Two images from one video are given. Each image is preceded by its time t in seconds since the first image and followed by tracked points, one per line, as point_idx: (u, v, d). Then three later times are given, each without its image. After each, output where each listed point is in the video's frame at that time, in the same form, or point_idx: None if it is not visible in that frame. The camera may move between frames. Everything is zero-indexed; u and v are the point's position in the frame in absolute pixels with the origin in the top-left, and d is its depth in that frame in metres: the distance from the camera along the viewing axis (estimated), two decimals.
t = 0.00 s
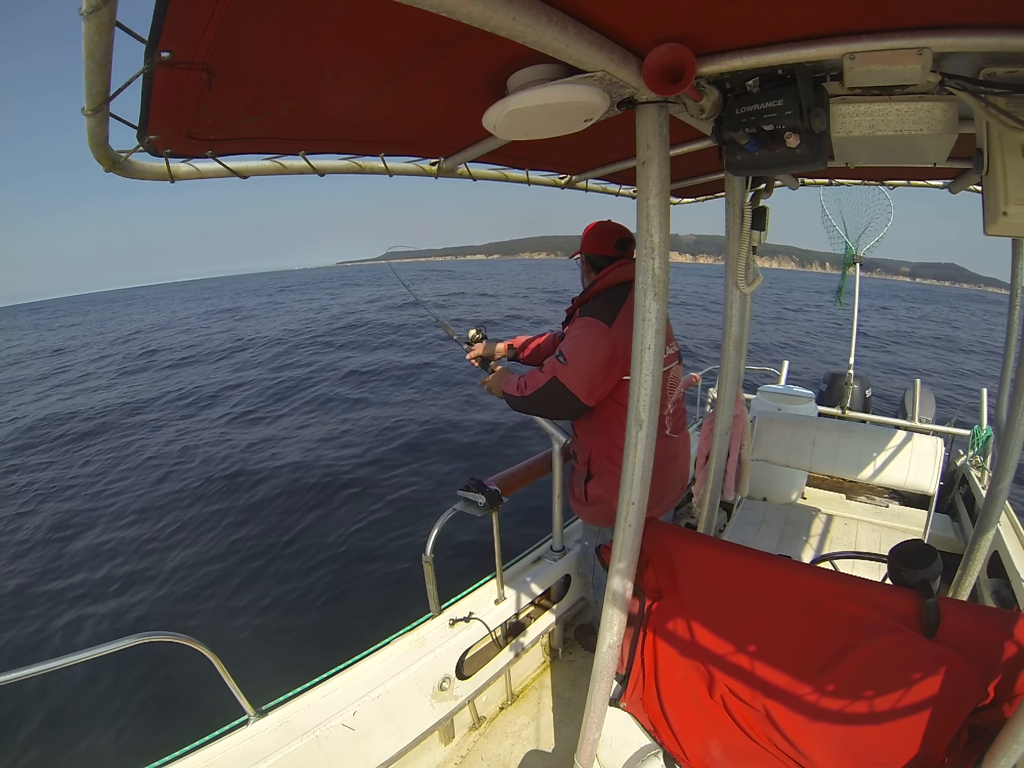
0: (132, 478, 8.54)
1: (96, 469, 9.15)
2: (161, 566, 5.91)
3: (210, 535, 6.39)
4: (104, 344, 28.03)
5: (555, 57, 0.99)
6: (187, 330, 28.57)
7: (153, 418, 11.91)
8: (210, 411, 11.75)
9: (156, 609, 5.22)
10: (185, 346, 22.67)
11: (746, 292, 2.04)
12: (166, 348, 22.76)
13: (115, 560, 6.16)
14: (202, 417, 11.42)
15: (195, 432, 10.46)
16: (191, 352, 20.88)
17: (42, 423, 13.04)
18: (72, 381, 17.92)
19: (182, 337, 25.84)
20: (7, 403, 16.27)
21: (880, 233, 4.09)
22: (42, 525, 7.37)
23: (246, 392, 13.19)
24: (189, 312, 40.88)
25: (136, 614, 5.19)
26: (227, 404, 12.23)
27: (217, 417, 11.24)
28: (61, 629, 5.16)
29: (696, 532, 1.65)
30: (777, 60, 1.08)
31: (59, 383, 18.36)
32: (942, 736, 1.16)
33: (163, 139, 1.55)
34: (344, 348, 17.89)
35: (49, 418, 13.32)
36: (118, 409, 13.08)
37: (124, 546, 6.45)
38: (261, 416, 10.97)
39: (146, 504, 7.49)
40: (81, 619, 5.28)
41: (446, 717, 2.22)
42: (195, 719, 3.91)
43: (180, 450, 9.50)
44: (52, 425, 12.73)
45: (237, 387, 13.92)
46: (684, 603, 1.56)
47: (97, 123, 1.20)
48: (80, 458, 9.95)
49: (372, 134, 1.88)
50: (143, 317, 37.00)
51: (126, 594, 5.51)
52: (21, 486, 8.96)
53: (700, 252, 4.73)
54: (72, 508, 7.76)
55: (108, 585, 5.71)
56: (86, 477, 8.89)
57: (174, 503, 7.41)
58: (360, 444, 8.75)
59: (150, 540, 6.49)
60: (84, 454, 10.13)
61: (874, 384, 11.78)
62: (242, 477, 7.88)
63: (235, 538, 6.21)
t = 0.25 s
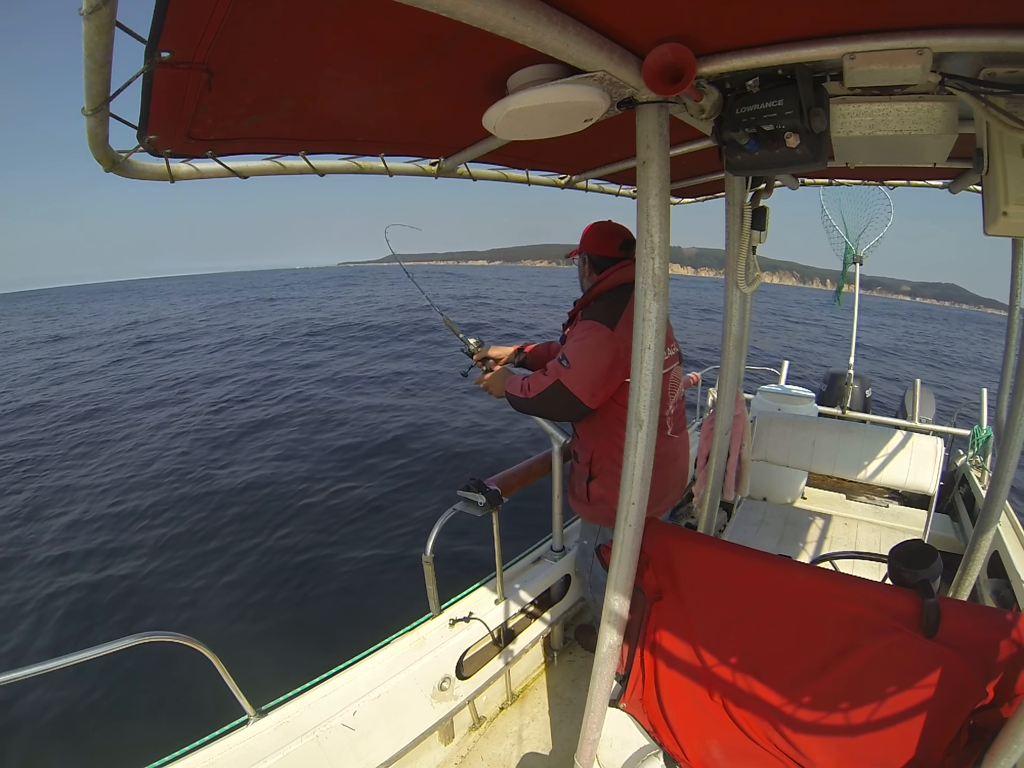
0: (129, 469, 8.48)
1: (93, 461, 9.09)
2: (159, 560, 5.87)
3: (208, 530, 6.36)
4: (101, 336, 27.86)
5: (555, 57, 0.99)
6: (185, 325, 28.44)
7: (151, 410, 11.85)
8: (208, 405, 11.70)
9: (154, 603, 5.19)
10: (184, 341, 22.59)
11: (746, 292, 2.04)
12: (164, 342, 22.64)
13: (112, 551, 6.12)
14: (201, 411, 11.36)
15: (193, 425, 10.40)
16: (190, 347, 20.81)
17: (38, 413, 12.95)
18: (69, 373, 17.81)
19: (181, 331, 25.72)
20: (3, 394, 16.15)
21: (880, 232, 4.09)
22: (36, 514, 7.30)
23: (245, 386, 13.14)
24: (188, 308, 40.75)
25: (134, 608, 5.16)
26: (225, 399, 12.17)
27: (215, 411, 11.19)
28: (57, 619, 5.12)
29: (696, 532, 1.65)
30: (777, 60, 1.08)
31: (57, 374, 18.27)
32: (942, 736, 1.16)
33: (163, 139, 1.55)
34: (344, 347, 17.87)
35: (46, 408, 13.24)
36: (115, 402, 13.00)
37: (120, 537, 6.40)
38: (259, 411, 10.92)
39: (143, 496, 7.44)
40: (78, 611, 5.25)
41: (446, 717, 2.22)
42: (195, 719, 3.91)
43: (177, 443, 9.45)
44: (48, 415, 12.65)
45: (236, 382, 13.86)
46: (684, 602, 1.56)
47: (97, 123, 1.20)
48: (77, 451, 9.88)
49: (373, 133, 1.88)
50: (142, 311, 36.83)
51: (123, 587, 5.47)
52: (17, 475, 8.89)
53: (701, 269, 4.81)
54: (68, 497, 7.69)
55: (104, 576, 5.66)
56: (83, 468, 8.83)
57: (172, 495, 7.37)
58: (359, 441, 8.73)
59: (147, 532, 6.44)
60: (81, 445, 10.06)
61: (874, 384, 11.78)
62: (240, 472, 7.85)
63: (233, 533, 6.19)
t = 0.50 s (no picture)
0: (129, 468, 8.47)
1: (92, 458, 9.08)
2: (160, 561, 5.88)
3: (209, 531, 6.37)
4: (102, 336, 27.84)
5: (556, 57, 0.99)
6: (186, 325, 28.43)
7: (151, 408, 11.84)
8: (209, 403, 11.69)
9: (154, 604, 5.19)
10: (184, 341, 22.59)
11: (745, 292, 2.04)
12: (165, 342, 22.64)
13: (113, 550, 6.13)
14: (201, 409, 11.36)
15: (193, 424, 10.40)
16: (190, 347, 20.81)
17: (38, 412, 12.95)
18: (69, 372, 17.80)
19: (182, 331, 25.71)
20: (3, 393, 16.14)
21: (880, 232, 4.09)
22: (36, 513, 7.29)
23: (246, 386, 13.14)
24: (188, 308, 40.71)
25: (134, 607, 5.16)
26: (225, 398, 12.17)
27: (216, 410, 11.19)
28: (58, 621, 5.13)
29: (696, 532, 1.65)
30: (777, 60, 1.08)
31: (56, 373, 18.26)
32: (942, 736, 1.16)
33: (163, 139, 1.55)
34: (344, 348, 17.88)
35: (45, 407, 13.23)
36: (115, 401, 12.99)
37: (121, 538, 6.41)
38: (259, 409, 10.92)
39: (143, 496, 7.44)
40: (77, 610, 5.24)
41: (446, 717, 2.22)
42: (194, 720, 3.91)
43: (178, 443, 9.46)
44: (48, 414, 12.64)
45: (236, 381, 13.86)
46: (684, 602, 1.56)
47: (97, 123, 1.20)
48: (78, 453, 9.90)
49: (372, 134, 1.88)
50: (143, 311, 36.85)
51: (124, 587, 5.48)
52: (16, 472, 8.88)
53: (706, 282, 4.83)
54: (69, 496, 7.69)
55: (106, 577, 5.67)
56: (82, 466, 8.81)
57: (172, 495, 7.37)
58: (360, 443, 8.74)
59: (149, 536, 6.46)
60: (81, 443, 10.05)
61: (874, 384, 11.78)
62: (241, 474, 7.86)
63: (234, 535, 6.20)
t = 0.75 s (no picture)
0: (131, 478, 8.52)
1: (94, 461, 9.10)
2: (161, 567, 5.90)
3: (210, 535, 6.39)
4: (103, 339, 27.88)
5: (556, 57, 0.99)
6: (187, 328, 28.49)
7: (154, 417, 11.90)
8: (211, 411, 11.75)
9: (155, 607, 5.19)
10: (185, 344, 22.63)
11: (745, 292, 2.04)
12: (166, 346, 22.69)
13: (115, 559, 6.15)
14: (203, 417, 11.40)
15: (196, 432, 10.45)
16: (191, 350, 20.85)
17: (41, 419, 13.01)
18: (70, 376, 17.85)
19: (182, 332, 25.73)
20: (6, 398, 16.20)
21: (880, 233, 4.09)
22: (39, 521, 7.33)
23: (247, 392, 13.19)
24: (189, 310, 40.73)
25: (136, 611, 5.18)
26: (227, 405, 12.23)
27: (218, 418, 11.23)
28: (60, 627, 5.15)
29: (696, 532, 1.65)
30: (777, 60, 1.08)
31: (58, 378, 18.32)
32: (942, 736, 1.16)
33: (163, 139, 1.55)
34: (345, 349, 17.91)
35: (48, 413, 13.29)
36: (118, 408, 13.05)
37: (124, 546, 6.43)
38: (262, 418, 10.98)
39: (146, 505, 7.46)
40: (78, 616, 5.25)
41: (446, 717, 2.22)
42: (195, 719, 3.91)
43: (181, 451, 9.50)
44: (51, 420, 12.69)
45: (238, 387, 13.91)
46: (684, 603, 1.56)
47: (97, 123, 1.20)
48: (80, 455, 9.92)
49: (372, 134, 1.88)
50: (143, 312, 36.88)
51: (125, 593, 5.49)
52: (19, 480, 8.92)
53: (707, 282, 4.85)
54: (72, 506, 7.73)
55: (108, 584, 5.68)
56: (86, 475, 8.85)
57: (175, 503, 7.41)
58: (360, 446, 8.75)
59: (151, 540, 6.47)
60: (84, 451, 10.09)
61: (874, 384, 11.78)
62: (243, 479, 7.89)
63: (235, 539, 6.21)
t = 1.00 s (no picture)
0: (130, 475, 8.50)
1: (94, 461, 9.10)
2: (161, 565, 5.90)
3: (209, 534, 6.39)
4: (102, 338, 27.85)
5: (555, 57, 0.99)
6: (187, 327, 28.48)
7: (153, 415, 11.89)
8: (211, 409, 11.73)
9: (154, 608, 5.19)
10: (185, 343, 22.62)
11: (745, 292, 2.04)
12: (165, 345, 22.68)
13: (113, 555, 6.14)
14: (202, 415, 11.40)
15: (195, 430, 10.44)
16: (191, 349, 20.86)
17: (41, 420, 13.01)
18: (70, 375, 17.86)
19: (182, 332, 25.72)
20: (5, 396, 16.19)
21: (880, 233, 4.10)
22: (39, 522, 7.34)
23: (247, 390, 13.17)
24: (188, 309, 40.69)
25: (135, 612, 5.17)
26: (226, 403, 12.20)
27: (217, 416, 11.23)
28: (60, 627, 5.14)
29: (696, 532, 1.65)
30: (777, 60, 1.08)
31: (57, 377, 18.30)
32: (942, 737, 1.16)
33: (163, 139, 1.55)
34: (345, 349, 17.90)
35: (48, 412, 13.28)
36: (116, 406, 13.03)
37: (123, 543, 6.42)
38: (261, 415, 10.96)
39: (145, 502, 7.46)
40: (77, 617, 5.25)
41: (446, 717, 2.23)
42: (194, 720, 3.90)
43: (180, 449, 9.49)
44: (51, 420, 12.68)
45: (237, 385, 13.91)
46: (685, 604, 1.56)
47: (97, 123, 1.20)
48: (79, 455, 9.91)
49: (372, 134, 1.88)
50: (143, 312, 36.88)
51: (125, 592, 5.49)
52: (19, 481, 8.93)
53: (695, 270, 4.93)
54: (72, 504, 7.73)
55: (107, 581, 5.67)
56: (85, 474, 8.85)
57: (174, 500, 7.40)
58: (360, 444, 8.74)
59: (150, 539, 6.47)
60: (84, 449, 10.09)
61: (874, 384, 11.78)
62: (242, 477, 7.88)
63: (234, 537, 6.20)
